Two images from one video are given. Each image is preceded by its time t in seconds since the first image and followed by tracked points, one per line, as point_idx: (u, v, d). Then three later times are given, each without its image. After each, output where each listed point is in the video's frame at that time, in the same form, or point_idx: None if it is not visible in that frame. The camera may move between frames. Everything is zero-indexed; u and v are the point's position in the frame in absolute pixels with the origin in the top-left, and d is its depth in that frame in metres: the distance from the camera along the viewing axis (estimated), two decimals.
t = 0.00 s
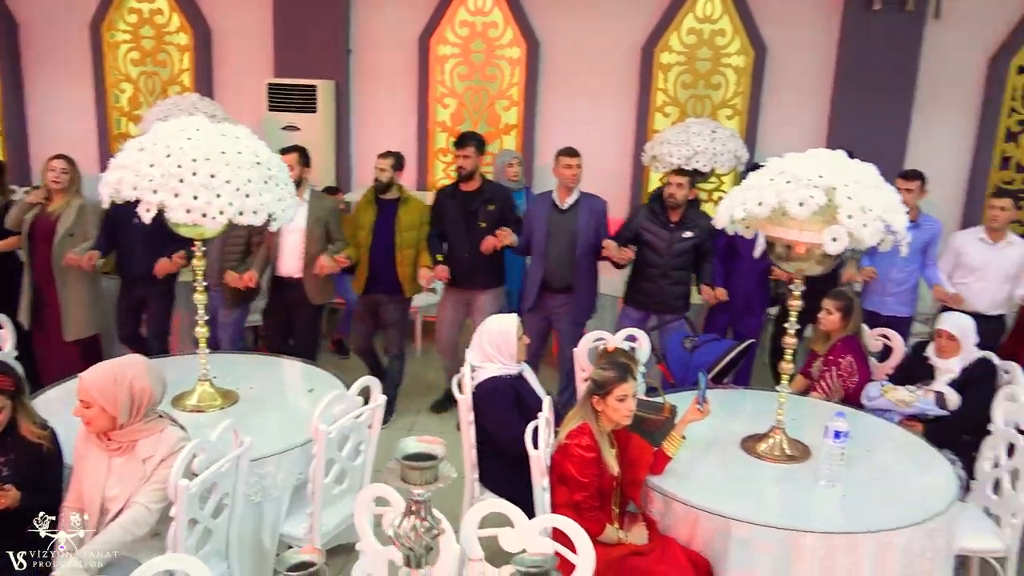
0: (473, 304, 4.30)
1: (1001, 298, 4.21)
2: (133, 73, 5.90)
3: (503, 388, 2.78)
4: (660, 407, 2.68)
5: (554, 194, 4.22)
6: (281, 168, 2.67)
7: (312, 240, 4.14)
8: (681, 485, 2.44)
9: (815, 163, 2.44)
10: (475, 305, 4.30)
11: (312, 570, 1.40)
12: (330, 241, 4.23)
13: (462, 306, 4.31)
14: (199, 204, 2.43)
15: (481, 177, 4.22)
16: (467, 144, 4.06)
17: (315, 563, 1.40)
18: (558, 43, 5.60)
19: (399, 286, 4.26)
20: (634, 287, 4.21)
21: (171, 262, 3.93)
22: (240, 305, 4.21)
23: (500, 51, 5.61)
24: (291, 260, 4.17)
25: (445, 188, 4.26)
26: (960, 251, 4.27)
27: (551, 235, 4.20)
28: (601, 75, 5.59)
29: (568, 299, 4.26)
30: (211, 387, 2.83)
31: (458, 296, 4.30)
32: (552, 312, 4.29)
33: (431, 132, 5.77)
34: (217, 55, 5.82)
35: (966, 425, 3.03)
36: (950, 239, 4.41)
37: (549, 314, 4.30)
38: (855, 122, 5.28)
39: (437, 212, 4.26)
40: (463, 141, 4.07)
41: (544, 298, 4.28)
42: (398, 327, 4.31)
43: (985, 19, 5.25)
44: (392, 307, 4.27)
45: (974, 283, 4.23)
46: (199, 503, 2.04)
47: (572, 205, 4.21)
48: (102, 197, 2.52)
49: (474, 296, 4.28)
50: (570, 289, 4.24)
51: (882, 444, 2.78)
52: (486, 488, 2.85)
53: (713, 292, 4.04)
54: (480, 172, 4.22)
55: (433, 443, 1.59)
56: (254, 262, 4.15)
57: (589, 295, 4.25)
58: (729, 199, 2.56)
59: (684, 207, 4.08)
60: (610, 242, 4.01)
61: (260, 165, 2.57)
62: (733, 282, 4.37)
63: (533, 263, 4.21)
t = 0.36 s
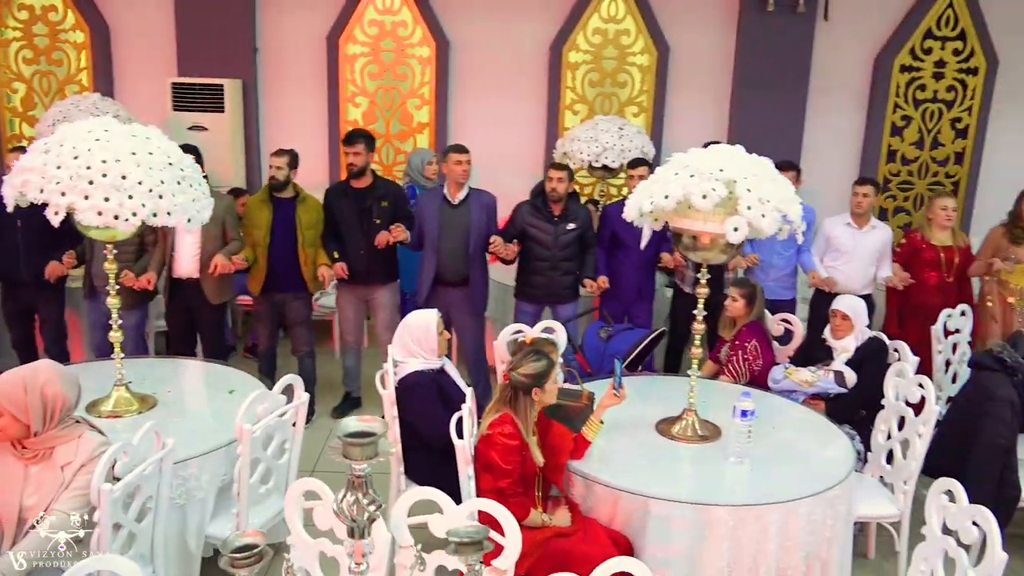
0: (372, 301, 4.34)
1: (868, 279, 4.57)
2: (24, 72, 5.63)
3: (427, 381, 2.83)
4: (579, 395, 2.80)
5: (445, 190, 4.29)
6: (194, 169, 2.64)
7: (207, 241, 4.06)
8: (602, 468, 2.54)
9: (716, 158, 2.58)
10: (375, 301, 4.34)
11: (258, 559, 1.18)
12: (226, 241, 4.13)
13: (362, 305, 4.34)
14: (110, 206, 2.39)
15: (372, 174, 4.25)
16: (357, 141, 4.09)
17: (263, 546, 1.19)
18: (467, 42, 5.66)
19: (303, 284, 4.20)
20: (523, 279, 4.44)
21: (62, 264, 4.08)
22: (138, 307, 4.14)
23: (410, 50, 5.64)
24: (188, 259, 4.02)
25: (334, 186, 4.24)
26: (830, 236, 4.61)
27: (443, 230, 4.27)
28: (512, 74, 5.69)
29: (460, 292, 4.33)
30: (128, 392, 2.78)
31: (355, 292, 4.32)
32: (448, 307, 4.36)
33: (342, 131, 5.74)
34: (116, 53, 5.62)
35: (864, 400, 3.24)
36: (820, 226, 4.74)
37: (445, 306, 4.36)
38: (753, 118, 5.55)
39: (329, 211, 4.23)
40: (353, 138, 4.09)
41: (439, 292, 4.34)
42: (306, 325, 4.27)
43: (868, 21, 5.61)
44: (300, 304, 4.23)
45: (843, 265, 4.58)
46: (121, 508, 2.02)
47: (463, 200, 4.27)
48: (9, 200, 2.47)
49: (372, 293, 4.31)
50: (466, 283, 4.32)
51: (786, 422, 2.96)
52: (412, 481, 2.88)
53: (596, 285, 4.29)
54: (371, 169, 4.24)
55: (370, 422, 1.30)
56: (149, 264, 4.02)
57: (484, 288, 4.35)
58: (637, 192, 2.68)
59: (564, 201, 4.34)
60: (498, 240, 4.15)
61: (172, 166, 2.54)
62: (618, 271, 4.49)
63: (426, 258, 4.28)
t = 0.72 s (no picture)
0: (338, 300, 4.31)
1: (818, 268, 4.65)
2: None
3: (408, 379, 2.87)
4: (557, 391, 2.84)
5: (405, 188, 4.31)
6: (170, 172, 2.65)
7: (170, 243, 4.05)
8: (580, 461, 2.60)
9: (687, 156, 2.65)
10: (340, 300, 4.31)
11: (260, 553, 1.21)
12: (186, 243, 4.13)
13: (328, 305, 4.32)
14: (88, 211, 2.40)
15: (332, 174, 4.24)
16: (317, 142, 4.07)
17: (263, 540, 1.22)
18: (437, 42, 5.69)
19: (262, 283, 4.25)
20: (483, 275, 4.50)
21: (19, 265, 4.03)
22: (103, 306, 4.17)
23: (380, 51, 5.65)
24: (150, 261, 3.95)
25: (295, 187, 4.22)
26: (781, 228, 4.67)
27: (404, 228, 4.28)
28: (482, 74, 5.73)
29: (420, 290, 4.36)
30: (108, 396, 2.79)
31: (320, 291, 4.28)
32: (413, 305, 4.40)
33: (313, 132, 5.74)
34: (83, 55, 5.55)
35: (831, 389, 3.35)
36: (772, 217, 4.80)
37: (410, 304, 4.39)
38: (721, 116, 5.65)
39: (290, 210, 4.21)
40: (313, 139, 4.08)
41: (401, 289, 4.36)
42: (267, 323, 4.31)
43: (831, 19, 5.75)
44: (260, 302, 4.26)
45: (795, 256, 4.64)
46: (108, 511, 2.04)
47: (423, 198, 4.30)
48: None
49: (337, 292, 4.28)
50: (425, 281, 4.34)
51: (757, 413, 3.04)
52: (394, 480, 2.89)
53: (556, 276, 4.33)
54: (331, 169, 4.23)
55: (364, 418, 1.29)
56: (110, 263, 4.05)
57: (443, 284, 4.38)
58: (610, 190, 2.74)
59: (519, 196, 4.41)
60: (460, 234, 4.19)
61: (148, 170, 2.55)
62: (578, 264, 4.55)
63: (388, 256, 4.29)
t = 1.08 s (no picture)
0: (327, 302, 4.30)
1: (802, 266, 4.72)
2: None
3: (406, 379, 2.89)
4: (554, 389, 2.87)
5: (396, 188, 4.32)
6: (167, 175, 2.66)
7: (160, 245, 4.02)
8: (578, 458, 2.63)
9: (682, 156, 2.68)
10: (329, 302, 4.30)
11: (289, 550, 1.25)
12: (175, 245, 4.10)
13: (318, 306, 4.32)
14: (87, 215, 2.40)
15: (321, 175, 4.25)
16: (306, 143, 4.07)
17: (293, 540, 1.26)
18: (425, 42, 5.70)
19: (249, 284, 4.23)
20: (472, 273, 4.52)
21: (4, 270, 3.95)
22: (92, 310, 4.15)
23: (368, 50, 5.65)
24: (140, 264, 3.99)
25: (283, 188, 4.21)
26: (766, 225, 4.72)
27: (394, 228, 4.30)
28: (470, 73, 5.75)
29: (414, 288, 4.37)
30: (105, 400, 2.79)
31: (309, 292, 4.27)
32: (407, 304, 4.40)
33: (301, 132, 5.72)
34: (67, 55, 5.50)
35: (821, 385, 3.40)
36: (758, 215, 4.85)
37: (402, 305, 4.40)
38: (707, 114, 5.70)
39: (277, 210, 4.19)
40: (302, 140, 4.07)
41: (393, 289, 4.37)
42: (254, 324, 4.29)
43: (814, 18, 5.82)
44: (248, 303, 4.25)
45: (780, 254, 4.71)
46: (112, 515, 2.05)
47: (414, 199, 4.31)
48: None
49: (326, 292, 4.28)
50: (417, 280, 4.36)
51: (750, 408, 3.09)
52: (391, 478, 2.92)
53: (543, 277, 4.33)
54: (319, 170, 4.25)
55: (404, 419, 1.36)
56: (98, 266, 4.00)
57: (435, 284, 4.40)
58: (606, 190, 2.77)
59: (506, 195, 4.44)
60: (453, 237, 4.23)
61: (147, 173, 2.56)
62: (566, 263, 4.58)
63: (380, 256, 4.32)
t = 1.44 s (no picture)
0: (299, 305, 4.29)
1: (770, 262, 4.80)
2: None
3: (381, 383, 2.88)
4: (527, 389, 2.90)
5: (372, 188, 4.31)
6: (134, 179, 2.63)
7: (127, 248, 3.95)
8: (554, 456, 2.66)
9: (650, 157, 2.72)
10: (300, 305, 4.29)
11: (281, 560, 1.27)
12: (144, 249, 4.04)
13: (289, 310, 4.31)
14: (54, 221, 2.39)
15: (293, 176, 4.23)
16: (277, 144, 4.05)
17: (286, 547, 1.29)
18: (389, 41, 5.68)
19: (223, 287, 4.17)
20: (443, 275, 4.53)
21: None
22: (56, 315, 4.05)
23: (331, 50, 5.61)
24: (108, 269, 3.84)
25: (255, 190, 4.18)
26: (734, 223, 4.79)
27: (371, 228, 4.28)
28: (434, 73, 5.74)
29: (387, 289, 4.36)
30: (72, 408, 2.74)
31: (281, 296, 4.26)
32: (380, 304, 4.40)
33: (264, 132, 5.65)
34: (21, 55, 5.37)
35: (789, 381, 3.44)
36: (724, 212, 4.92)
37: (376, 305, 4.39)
38: (671, 114, 5.77)
39: (249, 211, 4.17)
40: (274, 141, 4.05)
41: (368, 290, 4.36)
42: (227, 328, 4.23)
43: (773, 18, 5.92)
44: (221, 307, 4.19)
45: (749, 251, 4.77)
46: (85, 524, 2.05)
47: (390, 200, 4.31)
48: None
49: (299, 296, 4.27)
50: (392, 280, 4.36)
51: (718, 403, 3.15)
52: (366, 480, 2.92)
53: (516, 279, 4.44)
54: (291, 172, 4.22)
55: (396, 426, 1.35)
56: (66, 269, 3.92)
57: (411, 282, 4.41)
58: (577, 191, 2.80)
59: (475, 195, 4.45)
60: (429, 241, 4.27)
61: (114, 178, 2.54)
62: (538, 261, 4.62)
63: (355, 257, 4.31)
